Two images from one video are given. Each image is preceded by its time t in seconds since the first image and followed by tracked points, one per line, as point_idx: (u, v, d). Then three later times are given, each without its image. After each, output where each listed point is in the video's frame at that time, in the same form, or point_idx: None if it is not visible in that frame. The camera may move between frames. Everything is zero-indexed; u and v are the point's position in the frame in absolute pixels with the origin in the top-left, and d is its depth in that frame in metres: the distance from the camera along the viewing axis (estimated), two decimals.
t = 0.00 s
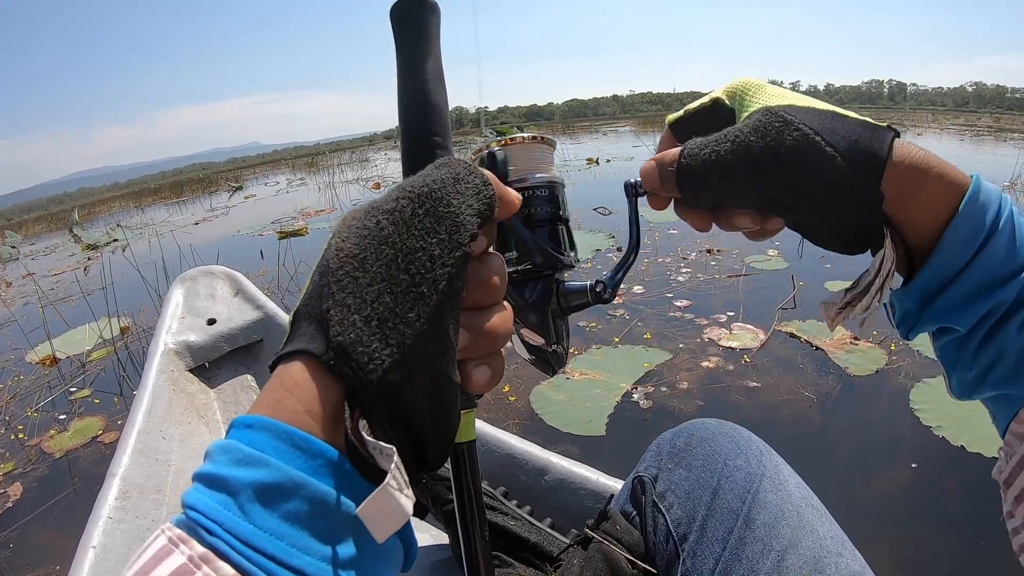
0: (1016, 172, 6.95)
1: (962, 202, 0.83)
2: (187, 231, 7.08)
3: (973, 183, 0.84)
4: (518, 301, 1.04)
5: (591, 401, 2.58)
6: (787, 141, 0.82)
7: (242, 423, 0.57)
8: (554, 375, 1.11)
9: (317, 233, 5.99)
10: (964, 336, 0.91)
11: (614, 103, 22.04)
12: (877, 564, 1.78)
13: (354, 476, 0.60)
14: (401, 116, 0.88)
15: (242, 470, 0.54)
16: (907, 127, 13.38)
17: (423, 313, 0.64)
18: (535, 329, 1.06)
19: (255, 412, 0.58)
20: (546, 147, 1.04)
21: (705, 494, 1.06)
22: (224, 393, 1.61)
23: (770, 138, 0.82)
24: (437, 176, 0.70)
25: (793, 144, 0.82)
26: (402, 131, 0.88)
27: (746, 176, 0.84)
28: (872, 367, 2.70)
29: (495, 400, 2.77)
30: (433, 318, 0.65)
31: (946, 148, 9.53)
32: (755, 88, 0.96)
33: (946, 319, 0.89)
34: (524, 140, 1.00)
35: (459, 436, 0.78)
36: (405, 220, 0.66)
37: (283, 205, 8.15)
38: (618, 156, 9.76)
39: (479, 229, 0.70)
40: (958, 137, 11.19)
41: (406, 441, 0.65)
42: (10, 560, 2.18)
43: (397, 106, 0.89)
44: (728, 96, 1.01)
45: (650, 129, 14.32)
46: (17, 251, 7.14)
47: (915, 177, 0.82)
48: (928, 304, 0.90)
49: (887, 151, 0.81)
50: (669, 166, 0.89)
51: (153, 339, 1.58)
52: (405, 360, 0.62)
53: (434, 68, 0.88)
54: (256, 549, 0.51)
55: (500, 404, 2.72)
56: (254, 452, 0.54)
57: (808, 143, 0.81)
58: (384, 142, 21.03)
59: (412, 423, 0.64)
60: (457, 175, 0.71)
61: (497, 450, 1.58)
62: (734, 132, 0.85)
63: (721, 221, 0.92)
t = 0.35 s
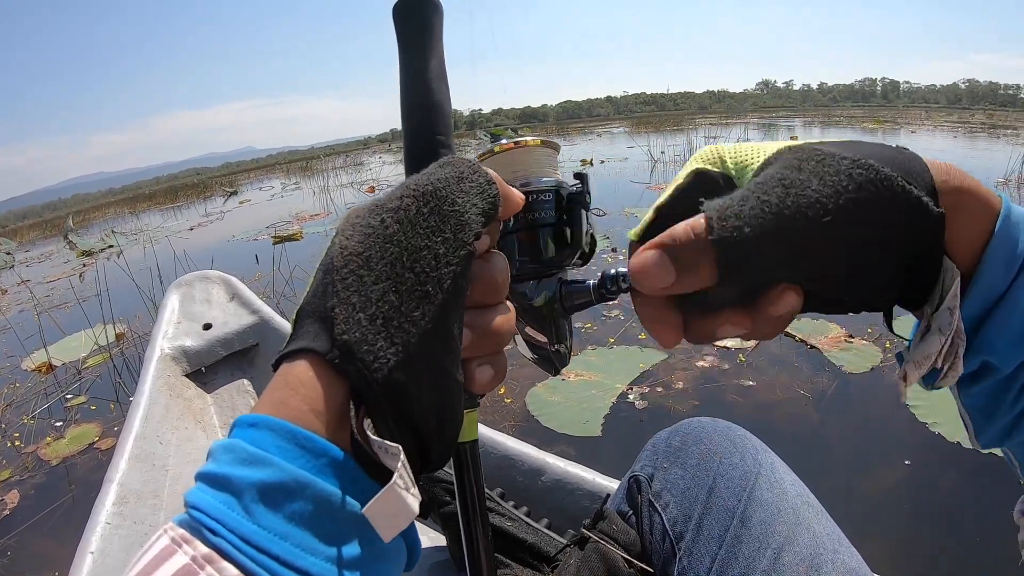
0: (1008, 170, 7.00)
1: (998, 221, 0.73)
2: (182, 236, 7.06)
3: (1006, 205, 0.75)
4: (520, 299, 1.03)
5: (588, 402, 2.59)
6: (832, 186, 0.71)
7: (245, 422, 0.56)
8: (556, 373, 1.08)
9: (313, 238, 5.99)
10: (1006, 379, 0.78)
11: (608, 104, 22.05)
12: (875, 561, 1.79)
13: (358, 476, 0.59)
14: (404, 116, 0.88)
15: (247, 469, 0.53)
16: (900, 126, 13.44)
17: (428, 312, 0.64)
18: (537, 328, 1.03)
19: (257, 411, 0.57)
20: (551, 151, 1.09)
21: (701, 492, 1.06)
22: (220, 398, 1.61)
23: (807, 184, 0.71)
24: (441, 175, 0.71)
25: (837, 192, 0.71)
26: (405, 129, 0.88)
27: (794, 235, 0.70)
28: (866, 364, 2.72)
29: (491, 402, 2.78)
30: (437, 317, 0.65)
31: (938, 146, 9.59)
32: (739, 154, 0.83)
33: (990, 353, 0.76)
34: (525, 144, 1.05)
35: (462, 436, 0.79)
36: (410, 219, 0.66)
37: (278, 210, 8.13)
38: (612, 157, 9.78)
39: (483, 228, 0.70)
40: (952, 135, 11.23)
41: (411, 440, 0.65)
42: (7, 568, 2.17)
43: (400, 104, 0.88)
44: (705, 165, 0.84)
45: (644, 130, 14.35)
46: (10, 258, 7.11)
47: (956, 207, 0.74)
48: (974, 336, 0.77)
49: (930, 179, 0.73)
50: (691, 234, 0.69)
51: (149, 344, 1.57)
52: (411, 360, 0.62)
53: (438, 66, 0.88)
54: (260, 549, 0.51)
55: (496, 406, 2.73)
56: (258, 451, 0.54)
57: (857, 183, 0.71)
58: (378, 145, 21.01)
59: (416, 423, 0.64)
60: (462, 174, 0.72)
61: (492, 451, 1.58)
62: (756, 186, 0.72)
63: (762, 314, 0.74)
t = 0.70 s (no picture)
0: (1003, 168, 7.03)
1: (959, 279, 0.75)
2: (179, 243, 7.06)
3: (968, 254, 0.76)
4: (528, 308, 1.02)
5: (585, 405, 2.59)
6: (796, 314, 0.76)
7: (257, 429, 0.56)
8: (560, 378, 1.09)
9: (310, 243, 6.00)
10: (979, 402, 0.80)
11: (604, 106, 22.09)
12: (875, 560, 1.79)
13: (370, 483, 0.59)
14: (417, 121, 0.86)
15: (259, 477, 0.53)
16: (895, 125, 13.48)
17: (441, 320, 0.63)
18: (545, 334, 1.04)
19: (269, 419, 0.58)
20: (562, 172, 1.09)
21: (697, 494, 1.06)
22: (218, 405, 1.61)
23: (778, 314, 0.77)
24: (455, 180, 0.70)
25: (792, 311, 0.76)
26: (417, 132, 0.86)
27: (783, 364, 0.78)
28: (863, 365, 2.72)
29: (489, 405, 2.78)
30: (451, 325, 0.64)
31: (934, 145, 9.63)
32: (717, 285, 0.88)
33: (962, 391, 0.79)
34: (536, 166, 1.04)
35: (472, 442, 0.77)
36: (424, 225, 0.65)
37: (275, 215, 8.14)
38: (608, 160, 9.80)
39: (497, 234, 0.69)
40: (947, 134, 11.26)
41: (423, 449, 0.64)
42: None
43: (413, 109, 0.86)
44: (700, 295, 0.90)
45: (640, 132, 14.38)
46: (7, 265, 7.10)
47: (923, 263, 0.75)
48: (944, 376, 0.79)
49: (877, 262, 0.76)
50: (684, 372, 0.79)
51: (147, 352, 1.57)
52: (424, 368, 0.62)
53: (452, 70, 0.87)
54: (273, 557, 0.51)
55: (494, 410, 2.73)
56: (270, 459, 0.54)
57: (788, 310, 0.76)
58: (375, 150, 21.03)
59: (428, 432, 0.64)
60: (476, 179, 0.71)
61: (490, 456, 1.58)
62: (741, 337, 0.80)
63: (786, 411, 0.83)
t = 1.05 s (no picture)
0: (1002, 167, 7.04)
1: (985, 223, 0.78)
2: (179, 249, 7.07)
3: (997, 205, 0.78)
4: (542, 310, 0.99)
5: (586, 409, 2.60)
6: (804, 181, 0.84)
7: (264, 436, 0.57)
8: (576, 382, 1.06)
9: (310, 249, 6.01)
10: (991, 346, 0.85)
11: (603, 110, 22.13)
12: (877, 561, 1.79)
13: (377, 491, 0.60)
14: (428, 123, 0.86)
15: (267, 485, 0.54)
16: (895, 126, 13.49)
17: (451, 327, 0.63)
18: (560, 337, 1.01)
19: (276, 425, 0.58)
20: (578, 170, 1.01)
21: (697, 498, 1.07)
22: (219, 412, 1.62)
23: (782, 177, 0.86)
24: (467, 184, 0.69)
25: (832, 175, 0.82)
26: (428, 133, 0.87)
27: (778, 210, 0.86)
28: (864, 366, 2.73)
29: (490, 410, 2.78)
30: (460, 333, 0.64)
31: (932, 145, 9.66)
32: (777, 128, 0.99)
33: (972, 334, 0.83)
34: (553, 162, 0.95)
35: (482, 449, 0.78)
36: (434, 231, 0.65)
37: (275, 221, 8.15)
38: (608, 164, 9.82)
39: (509, 240, 0.68)
40: (947, 134, 11.27)
41: (432, 457, 0.64)
42: None
43: (423, 110, 0.87)
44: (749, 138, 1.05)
45: (639, 136, 14.40)
46: (8, 273, 7.11)
47: (946, 203, 0.78)
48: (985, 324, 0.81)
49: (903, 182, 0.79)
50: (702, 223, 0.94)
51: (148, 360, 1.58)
52: (433, 375, 0.62)
53: (466, 71, 0.87)
54: (281, 566, 0.51)
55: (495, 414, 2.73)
56: (279, 467, 0.55)
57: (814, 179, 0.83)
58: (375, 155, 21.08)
59: (438, 440, 0.64)
60: (489, 183, 0.70)
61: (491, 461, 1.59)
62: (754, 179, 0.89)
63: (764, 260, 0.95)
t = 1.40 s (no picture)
0: (1004, 168, 7.03)
1: None
2: (182, 256, 7.09)
3: None
4: (551, 316, 0.97)
5: (589, 413, 2.60)
6: (873, 173, 0.71)
7: (272, 441, 0.57)
8: (586, 387, 1.05)
9: (312, 254, 6.03)
10: None
11: (604, 114, 22.16)
12: (884, 564, 1.78)
13: (384, 498, 0.60)
14: (435, 130, 0.87)
15: (276, 492, 0.54)
16: (896, 128, 13.48)
17: (459, 334, 0.64)
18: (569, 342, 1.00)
19: (285, 431, 0.58)
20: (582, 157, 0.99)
21: (701, 502, 1.08)
22: (223, 419, 1.62)
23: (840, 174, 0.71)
24: (474, 191, 0.70)
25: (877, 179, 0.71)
26: (434, 139, 0.87)
27: (835, 206, 0.71)
28: (868, 368, 2.72)
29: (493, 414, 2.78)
30: (468, 339, 0.64)
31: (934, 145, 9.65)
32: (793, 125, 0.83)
33: None
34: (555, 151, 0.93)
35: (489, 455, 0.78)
36: (441, 238, 0.66)
37: (278, 227, 8.18)
38: (609, 167, 9.84)
39: (517, 246, 0.68)
40: (949, 134, 11.25)
41: (440, 465, 0.65)
42: None
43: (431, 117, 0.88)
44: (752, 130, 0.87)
45: (640, 139, 14.42)
46: (12, 280, 7.15)
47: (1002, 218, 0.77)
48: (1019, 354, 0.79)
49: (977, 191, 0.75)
50: (725, 200, 0.70)
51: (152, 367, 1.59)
52: (441, 383, 0.62)
53: (473, 77, 0.88)
54: (290, 572, 0.52)
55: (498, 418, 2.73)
56: (287, 473, 0.55)
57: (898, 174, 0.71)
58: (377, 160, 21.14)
59: (446, 448, 0.64)
60: (496, 189, 0.70)
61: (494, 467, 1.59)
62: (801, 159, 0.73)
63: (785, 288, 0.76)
